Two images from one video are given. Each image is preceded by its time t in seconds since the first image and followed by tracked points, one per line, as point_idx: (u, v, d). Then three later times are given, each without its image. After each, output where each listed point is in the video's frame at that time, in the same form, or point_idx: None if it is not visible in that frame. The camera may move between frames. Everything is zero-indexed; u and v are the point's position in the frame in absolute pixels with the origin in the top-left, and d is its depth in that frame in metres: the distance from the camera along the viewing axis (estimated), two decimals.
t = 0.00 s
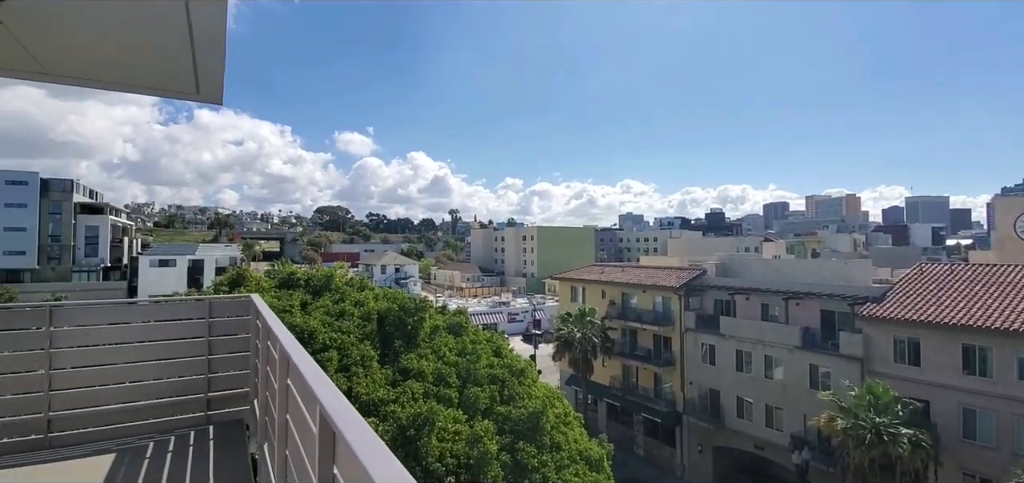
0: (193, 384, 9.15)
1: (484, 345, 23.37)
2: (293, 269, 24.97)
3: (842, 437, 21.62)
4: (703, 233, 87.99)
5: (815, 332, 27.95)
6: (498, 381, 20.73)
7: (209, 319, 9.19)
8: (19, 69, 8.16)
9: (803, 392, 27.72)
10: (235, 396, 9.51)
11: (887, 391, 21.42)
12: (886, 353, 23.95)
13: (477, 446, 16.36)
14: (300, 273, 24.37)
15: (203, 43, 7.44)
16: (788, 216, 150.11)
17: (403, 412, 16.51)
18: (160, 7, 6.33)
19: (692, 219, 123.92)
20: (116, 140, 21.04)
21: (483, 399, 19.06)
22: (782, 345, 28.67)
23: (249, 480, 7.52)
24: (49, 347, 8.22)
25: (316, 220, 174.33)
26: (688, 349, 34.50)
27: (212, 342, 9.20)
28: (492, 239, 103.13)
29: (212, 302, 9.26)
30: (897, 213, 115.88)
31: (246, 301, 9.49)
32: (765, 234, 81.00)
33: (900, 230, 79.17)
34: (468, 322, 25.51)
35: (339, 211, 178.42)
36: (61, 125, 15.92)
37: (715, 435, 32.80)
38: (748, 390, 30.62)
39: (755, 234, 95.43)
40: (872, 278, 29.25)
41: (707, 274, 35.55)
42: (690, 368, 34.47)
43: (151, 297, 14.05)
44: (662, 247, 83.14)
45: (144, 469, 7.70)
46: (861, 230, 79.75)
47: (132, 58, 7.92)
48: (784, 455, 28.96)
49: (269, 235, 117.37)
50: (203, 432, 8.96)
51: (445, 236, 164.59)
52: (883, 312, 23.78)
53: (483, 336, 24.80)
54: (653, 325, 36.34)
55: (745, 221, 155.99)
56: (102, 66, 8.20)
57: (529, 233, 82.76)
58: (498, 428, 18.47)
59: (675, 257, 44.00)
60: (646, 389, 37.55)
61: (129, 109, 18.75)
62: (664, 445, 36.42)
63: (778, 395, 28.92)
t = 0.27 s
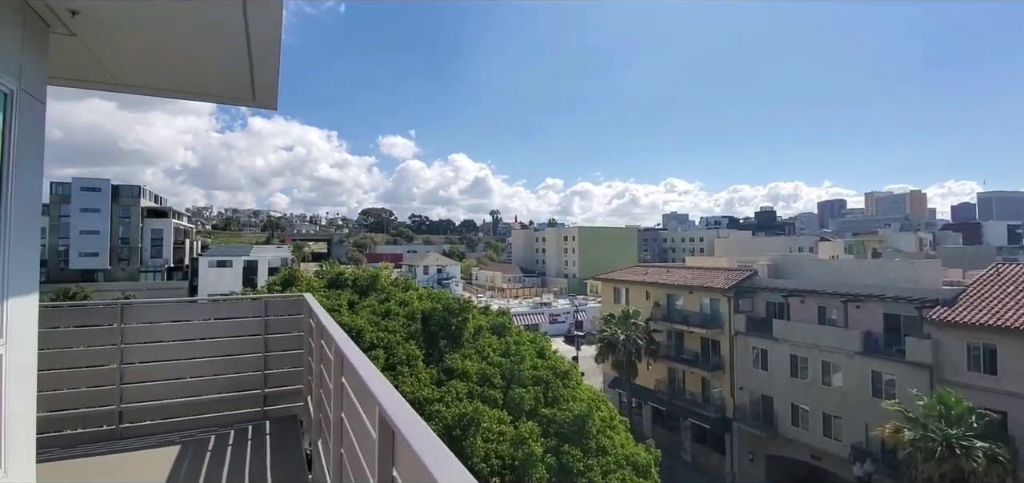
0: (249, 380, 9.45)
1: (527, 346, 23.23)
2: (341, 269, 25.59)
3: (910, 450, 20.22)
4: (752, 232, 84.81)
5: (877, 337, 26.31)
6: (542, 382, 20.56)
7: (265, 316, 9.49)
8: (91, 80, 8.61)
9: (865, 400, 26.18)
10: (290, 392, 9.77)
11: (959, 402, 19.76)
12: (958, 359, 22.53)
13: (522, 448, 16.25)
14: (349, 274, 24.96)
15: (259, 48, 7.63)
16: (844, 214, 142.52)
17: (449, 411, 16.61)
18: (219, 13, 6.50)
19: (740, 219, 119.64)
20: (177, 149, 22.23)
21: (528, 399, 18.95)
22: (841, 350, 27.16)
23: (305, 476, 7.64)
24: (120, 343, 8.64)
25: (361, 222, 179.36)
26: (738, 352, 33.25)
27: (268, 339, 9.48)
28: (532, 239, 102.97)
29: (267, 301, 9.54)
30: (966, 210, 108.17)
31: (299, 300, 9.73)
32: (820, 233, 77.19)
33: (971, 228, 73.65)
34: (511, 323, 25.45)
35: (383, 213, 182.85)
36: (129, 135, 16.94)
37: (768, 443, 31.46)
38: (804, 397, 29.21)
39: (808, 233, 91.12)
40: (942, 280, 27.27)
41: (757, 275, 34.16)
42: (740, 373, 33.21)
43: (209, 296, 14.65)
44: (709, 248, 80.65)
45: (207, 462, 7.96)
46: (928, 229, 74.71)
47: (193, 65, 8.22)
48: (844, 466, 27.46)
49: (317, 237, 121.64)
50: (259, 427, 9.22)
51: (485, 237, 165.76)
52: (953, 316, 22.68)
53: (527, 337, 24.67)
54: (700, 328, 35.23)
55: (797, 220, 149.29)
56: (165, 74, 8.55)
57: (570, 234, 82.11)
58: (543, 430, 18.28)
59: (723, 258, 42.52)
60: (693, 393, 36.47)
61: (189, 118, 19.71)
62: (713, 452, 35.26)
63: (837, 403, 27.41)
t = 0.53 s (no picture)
0: (284, 382, 9.46)
1: (556, 349, 22.94)
2: (369, 271, 25.65)
3: (955, 459, 19.23)
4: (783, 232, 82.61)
5: (920, 342, 25.14)
6: (571, 386, 20.25)
7: (299, 318, 9.50)
8: (131, 84, 8.72)
9: (908, 407, 25.08)
10: (323, 394, 9.73)
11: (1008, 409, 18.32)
12: (1007, 366, 21.45)
13: (552, 453, 16.04)
14: (377, 275, 25.05)
15: (293, 50, 7.60)
16: (881, 212, 137.62)
17: (479, 412, 16.51)
18: (254, 16, 6.47)
19: (771, 218, 116.61)
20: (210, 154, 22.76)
21: (558, 403, 18.74)
22: (881, 355, 26.09)
23: (340, 478, 7.57)
24: (159, 344, 8.74)
25: (387, 223, 181.74)
26: (772, 356, 32.30)
27: (301, 341, 9.49)
28: (557, 240, 102.39)
29: (300, 303, 9.54)
30: (1013, 208, 103.15)
31: (331, 302, 9.71)
32: (856, 233, 74.58)
33: (1019, 227, 70.12)
34: (538, 326, 25.20)
35: (408, 215, 184.85)
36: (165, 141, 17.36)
37: (804, 450, 30.45)
38: (841, 403, 28.18)
39: (843, 233, 88.23)
40: (991, 282, 25.91)
41: (791, 276, 33.10)
42: (774, 377, 32.25)
43: (242, 299, 14.78)
44: (738, 248, 78.79)
45: (243, 462, 7.96)
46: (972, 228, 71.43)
47: (226, 68, 8.23)
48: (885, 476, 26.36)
49: (344, 239, 123.69)
50: (294, 429, 9.21)
51: (509, 238, 165.82)
52: (1002, 320, 21.70)
53: (556, 340, 24.38)
54: (731, 331, 34.35)
55: (831, 219, 144.80)
56: (200, 78, 8.60)
57: (595, 235, 81.30)
58: (572, 435, 17.98)
59: (755, 259, 41.38)
60: (724, 398, 35.52)
61: (222, 123, 20.08)
62: (745, 458, 34.35)
63: (877, 410, 26.33)
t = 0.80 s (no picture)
0: (335, 382, 9.54)
1: (602, 352, 22.45)
2: (412, 272, 25.77)
3: None
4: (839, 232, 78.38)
5: (994, 349, 23.16)
6: (618, 391, 19.72)
7: (350, 318, 9.55)
8: (191, 91, 9.00)
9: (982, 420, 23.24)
10: (373, 394, 9.75)
11: None
12: None
13: (599, 459, 15.70)
14: (420, 277, 25.22)
15: (343, 55, 7.66)
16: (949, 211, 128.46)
17: (525, 415, 16.28)
18: (311, 23, 6.55)
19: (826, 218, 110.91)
20: (261, 160, 23.66)
21: (606, 409, 18.22)
22: (952, 364, 24.27)
23: (392, 478, 7.55)
24: (218, 343, 8.96)
25: (428, 226, 184.68)
26: (829, 363, 30.62)
27: (352, 342, 9.55)
28: (598, 241, 101.04)
29: (350, 303, 9.58)
30: None
31: (380, 304, 9.73)
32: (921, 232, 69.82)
33: None
34: (583, 328, 24.77)
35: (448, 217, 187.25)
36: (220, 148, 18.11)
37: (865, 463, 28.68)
38: (907, 414, 26.38)
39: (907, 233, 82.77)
40: None
41: (850, 279, 31.26)
42: (832, 384, 30.60)
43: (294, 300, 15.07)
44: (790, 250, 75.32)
45: (297, 463, 8.01)
46: None
47: (280, 73, 8.35)
48: None
49: (387, 241, 126.45)
50: (346, 429, 9.25)
51: (548, 240, 165.12)
52: None
53: (601, 343, 23.86)
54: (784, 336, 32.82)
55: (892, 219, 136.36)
56: (255, 83, 8.79)
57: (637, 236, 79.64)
58: (619, 441, 17.47)
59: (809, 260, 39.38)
60: (777, 406, 33.95)
61: (273, 129, 20.75)
62: (801, 470, 32.70)
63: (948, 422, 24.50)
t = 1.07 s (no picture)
0: (390, 380, 9.56)
1: (656, 354, 21.74)
2: (461, 271, 25.80)
3: None
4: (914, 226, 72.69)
5: None
6: (674, 395, 19.00)
7: (404, 317, 9.57)
8: (252, 93, 9.27)
9: None
10: (427, 393, 9.73)
11: None
12: None
13: (654, 464, 15.26)
14: (470, 275, 25.26)
15: (395, 54, 7.65)
16: None
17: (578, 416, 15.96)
18: (363, 25, 6.55)
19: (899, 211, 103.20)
20: (315, 163, 24.63)
21: (660, 414, 17.54)
22: None
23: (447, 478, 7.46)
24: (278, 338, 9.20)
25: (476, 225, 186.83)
26: (905, 369, 28.45)
27: (405, 340, 9.57)
28: (648, 239, 98.66)
29: (403, 302, 9.60)
30: None
31: (433, 302, 9.70)
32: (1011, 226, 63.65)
33: None
34: (637, 329, 24.08)
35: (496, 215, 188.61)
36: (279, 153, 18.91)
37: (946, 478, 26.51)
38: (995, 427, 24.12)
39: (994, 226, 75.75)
40: None
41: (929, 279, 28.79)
42: (907, 392, 28.53)
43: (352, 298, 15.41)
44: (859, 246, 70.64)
45: (354, 459, 8.06)
46: None
47: (332, 73, 8.43)
48: None
49: (436, 240, 128.91)
50: (399, 426, 9.26)
51: (596, 238, 163.26)
52: None
53: (655, 344, 23.12)
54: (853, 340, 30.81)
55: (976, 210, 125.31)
56: (312, 84, 8.93)
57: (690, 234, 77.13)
58: (676, 447, 16.81)
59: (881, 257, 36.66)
60: (846, 415, 32.56)
61: (329, 133, 21.42)
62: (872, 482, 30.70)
63: None
